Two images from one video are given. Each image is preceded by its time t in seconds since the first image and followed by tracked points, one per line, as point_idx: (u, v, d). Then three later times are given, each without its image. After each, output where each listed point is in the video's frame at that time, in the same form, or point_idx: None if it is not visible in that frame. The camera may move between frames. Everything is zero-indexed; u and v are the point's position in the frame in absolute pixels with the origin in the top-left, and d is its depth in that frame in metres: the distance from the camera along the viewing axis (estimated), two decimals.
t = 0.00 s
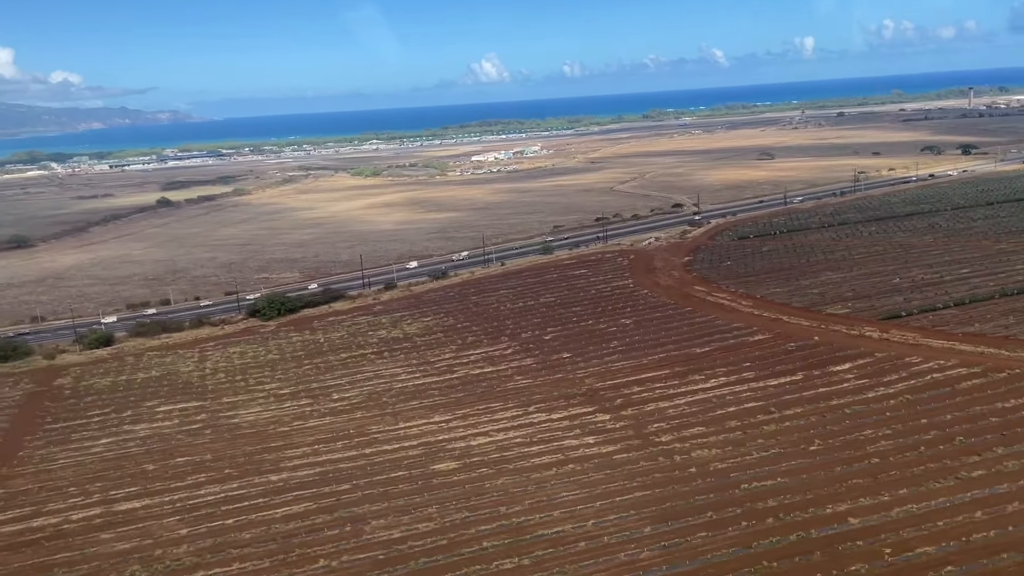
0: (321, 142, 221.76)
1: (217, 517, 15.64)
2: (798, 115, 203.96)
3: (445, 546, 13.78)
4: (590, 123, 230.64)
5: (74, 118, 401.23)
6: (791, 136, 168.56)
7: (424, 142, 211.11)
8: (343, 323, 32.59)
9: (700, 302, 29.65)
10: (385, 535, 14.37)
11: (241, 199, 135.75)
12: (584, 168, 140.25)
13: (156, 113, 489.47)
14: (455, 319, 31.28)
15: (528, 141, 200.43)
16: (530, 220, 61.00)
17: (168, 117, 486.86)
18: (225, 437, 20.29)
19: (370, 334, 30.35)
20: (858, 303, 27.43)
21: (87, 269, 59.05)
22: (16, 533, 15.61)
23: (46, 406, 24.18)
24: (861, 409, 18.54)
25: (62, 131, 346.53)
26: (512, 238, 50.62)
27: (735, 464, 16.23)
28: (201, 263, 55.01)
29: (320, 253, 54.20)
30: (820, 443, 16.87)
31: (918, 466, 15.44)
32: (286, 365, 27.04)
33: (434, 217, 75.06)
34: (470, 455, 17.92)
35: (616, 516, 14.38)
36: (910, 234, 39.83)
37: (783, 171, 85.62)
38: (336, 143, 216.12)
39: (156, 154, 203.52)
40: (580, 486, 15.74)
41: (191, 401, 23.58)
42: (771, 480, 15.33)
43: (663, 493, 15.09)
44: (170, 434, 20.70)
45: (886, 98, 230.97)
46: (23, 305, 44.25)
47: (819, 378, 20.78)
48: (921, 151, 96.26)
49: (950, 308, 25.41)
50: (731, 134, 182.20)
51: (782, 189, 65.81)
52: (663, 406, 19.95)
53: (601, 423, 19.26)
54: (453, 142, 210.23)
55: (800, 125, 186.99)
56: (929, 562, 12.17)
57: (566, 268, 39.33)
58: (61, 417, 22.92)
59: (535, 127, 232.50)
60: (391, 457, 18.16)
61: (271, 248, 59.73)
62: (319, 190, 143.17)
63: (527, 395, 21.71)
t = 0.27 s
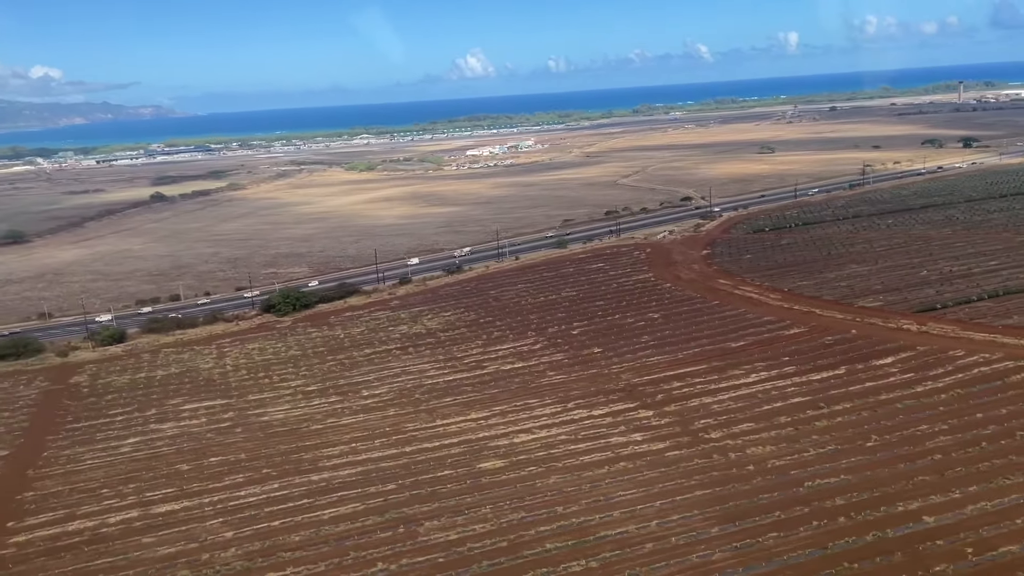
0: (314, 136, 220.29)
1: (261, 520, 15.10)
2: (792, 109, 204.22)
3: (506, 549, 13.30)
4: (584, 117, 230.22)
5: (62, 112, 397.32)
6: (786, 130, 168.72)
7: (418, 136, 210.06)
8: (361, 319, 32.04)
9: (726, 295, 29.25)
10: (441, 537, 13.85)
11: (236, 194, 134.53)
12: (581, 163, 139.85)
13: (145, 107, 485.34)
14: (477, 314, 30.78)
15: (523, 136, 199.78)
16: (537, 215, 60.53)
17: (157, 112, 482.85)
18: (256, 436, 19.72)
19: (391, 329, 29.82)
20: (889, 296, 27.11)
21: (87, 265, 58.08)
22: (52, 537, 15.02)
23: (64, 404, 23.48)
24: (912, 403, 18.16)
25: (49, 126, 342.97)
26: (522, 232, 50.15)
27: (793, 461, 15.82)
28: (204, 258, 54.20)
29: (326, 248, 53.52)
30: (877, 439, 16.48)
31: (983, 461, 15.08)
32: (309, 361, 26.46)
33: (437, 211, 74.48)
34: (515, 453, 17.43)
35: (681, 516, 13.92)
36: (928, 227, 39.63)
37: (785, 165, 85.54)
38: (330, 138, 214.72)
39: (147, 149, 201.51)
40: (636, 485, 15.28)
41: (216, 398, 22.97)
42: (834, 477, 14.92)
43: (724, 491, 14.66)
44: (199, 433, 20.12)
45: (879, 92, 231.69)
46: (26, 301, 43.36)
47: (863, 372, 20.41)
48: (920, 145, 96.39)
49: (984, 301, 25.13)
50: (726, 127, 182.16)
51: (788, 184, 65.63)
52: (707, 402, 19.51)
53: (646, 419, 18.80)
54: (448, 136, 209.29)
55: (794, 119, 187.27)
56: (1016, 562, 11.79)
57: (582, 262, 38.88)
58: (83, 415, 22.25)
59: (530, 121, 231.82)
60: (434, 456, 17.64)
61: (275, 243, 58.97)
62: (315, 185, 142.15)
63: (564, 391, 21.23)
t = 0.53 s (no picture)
0: (307, 130, 218.73)
1: (309, 522, 14.60)
2: (786, 102, 204.47)
3: (572, 550, 12.85)
4: (578, 110, 229.82)
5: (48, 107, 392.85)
6: (781, 123, 168.87)
7: (412, 130, 209.02)
8: (380, 314, 31.55)
9: (753, 288, 28.94)
10: (502, 539, 13.38)
11: (230, 188, 133.24)
12: (577, 156, 139.38)
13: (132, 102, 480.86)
14: (499, 308, 30.32)
15: (518, 129, 199.17)
16: (543, 208, 60.09)
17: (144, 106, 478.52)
18: (290, 434, 19.18)
19: (412, 324, 29.32)
20: (920, 288, 26.83)
21: (87, 260, 57.12)
22: (92, 541, 14.45)
23: (84, 402, 22.81)
24: (965, 397, 17.85)
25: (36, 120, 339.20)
26: (533, 226, 49.70)
27: (854, 456, 15.46)
28: (208, 254, 53.40)
29: (332, 242, 52.90)
30: (934, 434, 16.15)
31: None
32: (333, 357, 25.93)
33: (439, 205, 73.93)
34: (562, 450, 17.00)
35: (748, 514, 13.53)
36: (944, 219, 39.51)
37: (787, 159, 85.54)
38: (323, 132, 213.24)
39: (138, 143, 199.41)
40: (696, 483, 14.87)
41: (242, 396, 22.38)
42: (899, 473, 14.58)
43: (789, 489, 14.27)
44: (231, 432, 19.55)
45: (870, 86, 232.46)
46: (29, 297, 42.45)
47: (907, 365, 20.09)
48: (917, 138, 96.65)
49: (1018, 293, 24.90)
50: (720, 121, 182.12)
51: (793, 177, 65.54)
52: (752, 397, 19.12)
53: (693, 415, 18.40)
54: (441, 130, 208.22)
55: (788, 112, 187.52)
56: None
57: (599, 255, 38.47)
58: (106, 414, 21.62)
59: (523, 115, 231.09)
60: (479, 454, 17.17)
61: (279, 238, 58.22)
62: (310, 179, 141.02)
63: (603, 386, 20.79)
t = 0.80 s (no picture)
0: (298, 124, 217.11)
1: (361, 524, 14.09)
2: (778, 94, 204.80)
3: (643, 552, 12.40)
4: (571, 104, 229.56)
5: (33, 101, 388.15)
6: (775, 115, 169.00)
7: (405, 123, 208.06)
8: (399, 309, 31.03)
9: (779, 281, 28.59)
10: (568, 540, 12.90)
11: (223, 182, 131.86)
12: (573, 150, 138.92)
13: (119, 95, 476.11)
14: (521, 302, 29.87)
15: (512, 122, 198.61)
16: (549, 202, 59.69)
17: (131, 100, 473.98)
18: (326, 433, 18.63)
19: (434, 319, 28.81)
20: (950, 280, 26.57)
21: (86, 255, 56.14)
22: (136, 546, 13.88)
23: (106, 400, 22.14)
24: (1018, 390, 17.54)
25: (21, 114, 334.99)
26: (542, 220, 49.28)
27: (916, 452, 15.10)
28: (212, 249, 52.61)
29: (338, 237, 52.23)
30: (995, 428, 15.82)
31: None
32: (357, 353, 25.38)
33: (441, 199, 73.31)
34: (612, 447, 16.54)
35: (820, 513, 13.13)
36: (960, 211, 39.35)
37: (787, 152, 85.57)
38: (315, 126, 211.87)
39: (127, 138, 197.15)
40: (758, 480, 14.46)
41: (269, 393, 21.80)
42: (968, 469, 14.22)
43: (856, 486, 13.87)
44: (264, 431, 18.97)
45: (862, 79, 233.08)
46: (32, 294, 41.59)
47: (953, 358, 19.77)
48: (915, 131, 96.73)
49: None
50: (714, 114, 182.02)
51: (797, 169, 65.40)
52: (799, 391, 18.73)
53: (741, 409, 17.99)
54: (434, 123, 207.18)
55: (781, 105, 187.91)
56: None
57: (615, 248, 38.08)
58: (130, 413, 20.98)
59: (516, 108, 230.53)
60: (526, 451, 16.70)
61: (282, 233, 57.48)
62: (304, 172, 139.85)
63: (643, 381, 20.35)
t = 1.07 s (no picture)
0: (289, 118, 215.32)
1: (418, 525, 13.60)
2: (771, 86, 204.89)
3: (719, 553, 11.99)
4: (564, 97, 228.91)
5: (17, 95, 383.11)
6: (769, 108, 169.05)
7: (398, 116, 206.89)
8: (419, 304, 30.50)
9: (806, 274, 28.26)
10: (638, 542, 12.45)
11: (216, 177, 130.39)
12: (568, 144, 138.34)
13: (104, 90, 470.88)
14: (543, 296, 29.43)
15: (505, 115, 197.91)
16: (555, 195, 59.26)
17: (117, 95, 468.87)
18: (365, 432, 18.09)
19: (457, 314, 28.31)
20: (980, 271, 26.33)
21: (85, 251, 55.13)
22: (184, 552, 13.34)
23: (130, 399, 21.51)
24: None
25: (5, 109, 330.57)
26: (551, 214, 48.83)
27: (981, 447, 14.77)
28: (215, 244, 51.82)
29: (344, 232, 51.55)
30: None
31: None
32: (383, 349, 24.84)
33: (442, 193, 72.66)
34: (665, 443, 16.11)
35: (895, 511, 12.77)
36: (975, 202, 39.22)
37: (788, 145, 85.55)
38: (307, 119, 210.30)
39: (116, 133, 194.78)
40: (824, 477, 14.07)
41: (298, 391, 21.23)
42: None
43: (928, 483, 13.52)
44: (299, 429, 18.41)
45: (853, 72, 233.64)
46: (36, 290, 40.75)
47: (998, 350, 19.49)
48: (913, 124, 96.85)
49: None
50: (708, 107, 181.91)
51: (801, 162, 65.27)
52: (847, 385, 18.37)
53: (791, 404, 17.61)
54: (426, 117, 205.96)
55: (774, 98, 188.07)
56: None
57: (631, 242, 37.74)
58: (157, 411, 20.37)
59: (509, 102, 229.62)
60: (577, 449, 16.23)
61: (286, 227, 56.75)
62: (297, 167, 138.56)
63: (684, 375, 19.93)
